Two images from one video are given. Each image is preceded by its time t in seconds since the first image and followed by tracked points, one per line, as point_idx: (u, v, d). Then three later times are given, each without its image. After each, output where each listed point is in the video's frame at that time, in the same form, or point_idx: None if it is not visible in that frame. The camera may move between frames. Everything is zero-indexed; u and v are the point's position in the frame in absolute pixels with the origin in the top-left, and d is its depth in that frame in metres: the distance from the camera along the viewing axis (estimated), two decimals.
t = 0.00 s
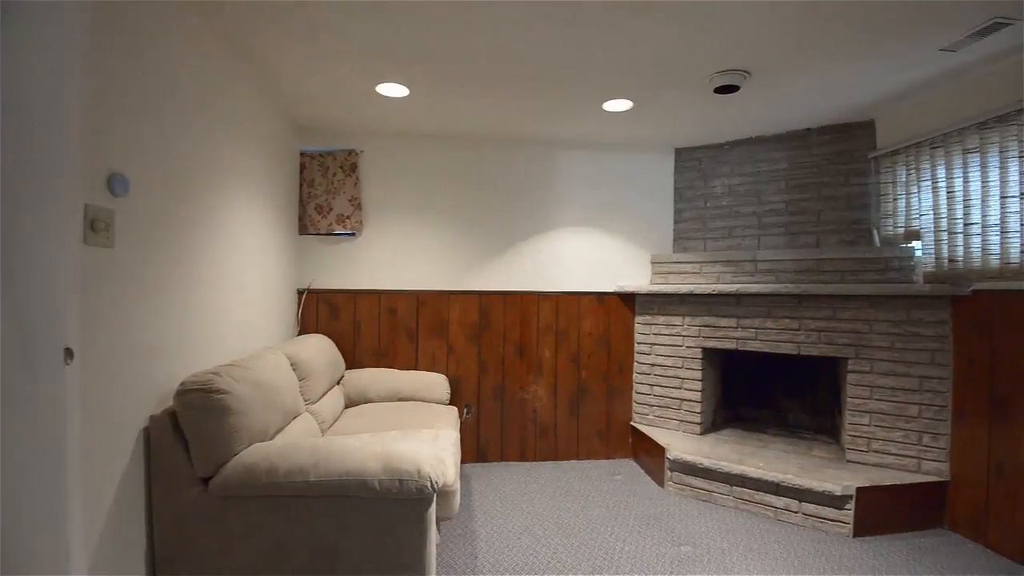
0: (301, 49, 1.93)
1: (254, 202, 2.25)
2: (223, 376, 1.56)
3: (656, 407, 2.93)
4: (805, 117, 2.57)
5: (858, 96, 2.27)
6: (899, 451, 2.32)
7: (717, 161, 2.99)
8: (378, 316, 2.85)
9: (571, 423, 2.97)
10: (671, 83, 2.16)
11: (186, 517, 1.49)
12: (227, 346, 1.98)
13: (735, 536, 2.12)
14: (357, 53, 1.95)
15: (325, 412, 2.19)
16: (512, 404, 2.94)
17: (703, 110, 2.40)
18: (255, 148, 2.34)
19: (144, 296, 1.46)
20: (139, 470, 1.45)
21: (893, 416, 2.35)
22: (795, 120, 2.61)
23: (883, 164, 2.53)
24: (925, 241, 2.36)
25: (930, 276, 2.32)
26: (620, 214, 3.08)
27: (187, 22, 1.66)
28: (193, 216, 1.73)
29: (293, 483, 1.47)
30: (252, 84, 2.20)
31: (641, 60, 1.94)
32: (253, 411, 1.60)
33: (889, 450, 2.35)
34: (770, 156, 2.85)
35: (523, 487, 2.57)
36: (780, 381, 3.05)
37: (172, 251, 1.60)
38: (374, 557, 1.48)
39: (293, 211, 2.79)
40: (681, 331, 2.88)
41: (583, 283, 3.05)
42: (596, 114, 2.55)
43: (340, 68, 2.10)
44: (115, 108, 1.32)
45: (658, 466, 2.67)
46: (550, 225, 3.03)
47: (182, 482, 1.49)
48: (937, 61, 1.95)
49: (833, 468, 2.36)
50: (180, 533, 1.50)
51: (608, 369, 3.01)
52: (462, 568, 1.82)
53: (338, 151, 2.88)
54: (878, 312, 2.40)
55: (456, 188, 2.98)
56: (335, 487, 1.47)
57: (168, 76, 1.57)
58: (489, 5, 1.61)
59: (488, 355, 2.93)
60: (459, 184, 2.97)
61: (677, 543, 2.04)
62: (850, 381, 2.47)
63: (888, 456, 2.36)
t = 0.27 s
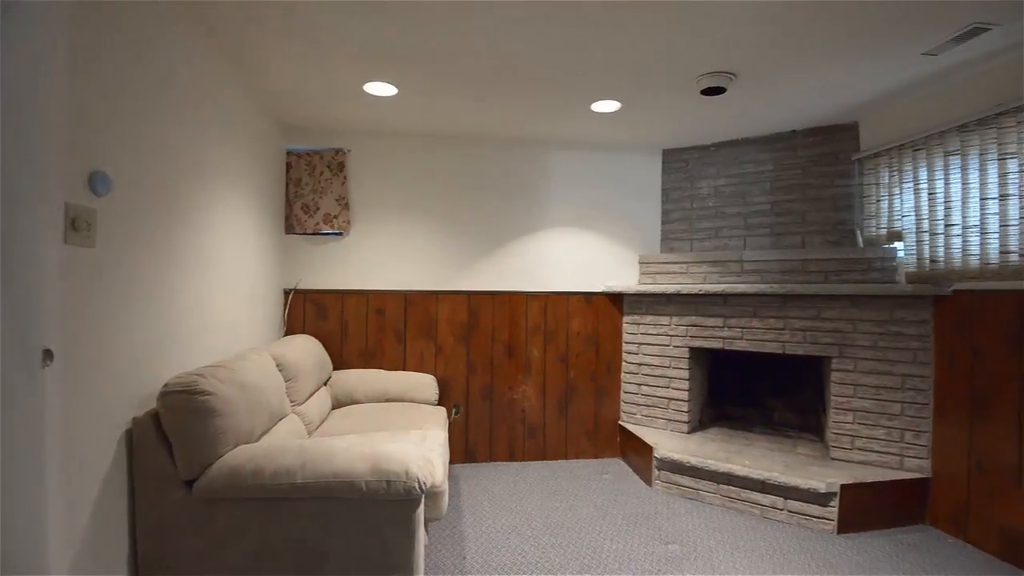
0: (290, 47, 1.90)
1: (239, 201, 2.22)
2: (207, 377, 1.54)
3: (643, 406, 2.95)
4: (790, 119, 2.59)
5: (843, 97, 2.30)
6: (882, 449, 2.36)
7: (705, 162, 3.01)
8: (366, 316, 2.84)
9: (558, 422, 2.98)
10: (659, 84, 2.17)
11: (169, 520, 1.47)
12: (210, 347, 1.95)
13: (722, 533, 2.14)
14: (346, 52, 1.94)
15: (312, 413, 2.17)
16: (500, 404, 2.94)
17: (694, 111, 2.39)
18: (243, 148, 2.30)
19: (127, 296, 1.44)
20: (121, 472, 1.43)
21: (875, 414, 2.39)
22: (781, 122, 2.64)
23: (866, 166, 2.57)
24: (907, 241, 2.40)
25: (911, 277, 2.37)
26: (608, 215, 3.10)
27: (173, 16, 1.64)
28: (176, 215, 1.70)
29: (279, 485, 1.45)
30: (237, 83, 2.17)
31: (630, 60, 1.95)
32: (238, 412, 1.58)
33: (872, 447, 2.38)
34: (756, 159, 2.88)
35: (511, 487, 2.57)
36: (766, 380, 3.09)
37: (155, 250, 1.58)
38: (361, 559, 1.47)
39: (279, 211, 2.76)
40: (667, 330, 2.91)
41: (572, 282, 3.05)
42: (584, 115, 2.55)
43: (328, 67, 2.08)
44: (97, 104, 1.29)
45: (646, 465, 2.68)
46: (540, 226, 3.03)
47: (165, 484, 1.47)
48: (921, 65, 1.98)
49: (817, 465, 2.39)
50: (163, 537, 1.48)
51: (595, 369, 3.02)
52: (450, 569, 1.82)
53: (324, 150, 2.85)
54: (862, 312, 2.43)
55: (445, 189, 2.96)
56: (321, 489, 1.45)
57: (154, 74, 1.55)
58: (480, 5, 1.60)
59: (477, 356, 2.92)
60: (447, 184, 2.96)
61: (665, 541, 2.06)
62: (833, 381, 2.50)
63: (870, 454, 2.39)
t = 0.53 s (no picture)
0: (279, 44, 1.88)
1: (225, 200, 2.20)
2: (192, 378, 1.52)
3: (632, 405, 2.96)
4: (778, 121, 2.62)
5: (830, 99, 2.32)
6: (866, 447, 2.39)
7: (694, 163, 3.03)
8: (354, 316, 2.82)
9: (548, 422, 2.99)
10: (648, 85, 2.18)
11: (154, 523, 1.45)
12: (197, 349, 1.93)
13: (711, 531, 2.16)
14: (334, 51, 1.93)
15: (300, 413, 2.15)
16: (490, 404, 2.94)
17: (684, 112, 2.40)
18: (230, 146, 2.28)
19: (111, 296, 1.42)
20: (104, 475, 1.41)
21: (860, 412, 2.42)
22: (769, 123, 2.66)
23: (851, 167, 2.61)
24: (892, 242, 2.43)
25: (895, 277, 2.41)
26: (597, 215, 3.11)
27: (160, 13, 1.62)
28: (161, 214, 1.68)
29: (265, 487, 1.44)
30: (224, 82, 2.15)
31: (620, 61, 1.95)
32: (225, 413, 1.56)
33: (857, 445, 2.41)
34: (744, 161, 2.90)
35: (501, 487, 2.57)
36: (753, 380, 3.12)
37: (141, 250, 1.56)
38: (349, 559, 1.46)
39: (267, 211, 2.73)
40: (656, 330, 2.92)
41: (561, 282, 3.05)
42: (574, 115, 2.56)
43: (316, 66, 2.07)
44: (80, 101, 1.28)
45: (635, 464, 2.69)
46: (530, 226, 3.03)
47: (150, 486, 1.45)
48: (906, 67, 2.01)
49: (803, 463, 2.42)
50: (148, 540, 1.46)
51: (584, 368, 3.03)
52: (439, 570, 1.81)
53: (313, 149, 2.83)
54: (848, 311, 2.46)
55: (435, 189, 2.95)
56: (308, 490, 1.44)
57: (139, 70, 1.53)
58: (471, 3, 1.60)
59: (467, 356, 2.92)
60: (437, 183, 2.96)
61: (654, 540, 2.07)
62: (819, 379, 2.53)
63: (855, 452, 2.42)
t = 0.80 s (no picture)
0: (266, 42, 1.87)
1: (211, 199, 2.17)
2: (178, 379, 1.50)
3: (621, 404, 2.97)
4: (765, 122, 2.64)
5: (816, 100, 2.35)
6: (851, 444, 2.42)
7: (682, 164, 3.05)
8: (343, 317, 2.81)
9: (537, 421, 3.00)
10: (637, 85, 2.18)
11: (138, 526, 1.43)
12: (182, 350, 1.91)
13: (699, 529, 2.17)
14: (322, 50, 1.91)
15: (287, 415, 2.14)
16: (479, 404, 2.94)
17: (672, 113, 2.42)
18: (219, 145, 2.25)
19: (95, 297, 1.40)
20: (87, 477, 1.38)
21: (845, 410, 2.45)
22: (756, 124, 2.68)
23: (836, 169, 2.64)
24: (876, 242, 2.47)
25: (880, 277, 2.44)
26: (587, 215, 3.12)
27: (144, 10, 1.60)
28: (145, 214, 1.65)
29: (252, 489, 1.42)
30: (210, 81, 2.13)
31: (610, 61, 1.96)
32: (211, 415, 1.55)
33: (843, 443, 2.44)
34: (731, 161, 2.93)
35: (490, 488, 2.56)
36: (741, 378, 3.15)
37: (125, 250, 1.54)
38: (337, 561, 1.45)
39: (254, 210, 2.71)
40: (645, 330, 2.94)
41: (551, 282, 3.06)
42: (564, 115, 2.56)
43: (304, 65, 2.05)
44: (63, 98, 1.25)
45: (624, 463, 2.70)
46: (520, 226, 3.03)
47: (134, 489, 1.43)
48: (891, 70, 2.04)
49: (790, 460, 2.44)
50: (132, 544, 1.43)
51: (574, 368, 3.04)
52: (429, 570, 1.81)
53: (300, 148, 2.81)
54: (833, 311, 2.49)
55: (424, 188, 2.94)
56: (296, 492, 1.43)
57: (123, 67, 1.51)
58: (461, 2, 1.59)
59: (456, 356, 2.91)
60: (427, 183, 2.95)
61: (643, 538, 2.08)
62: (806, 378, 2.56)
63: (840, 449, 2.45)
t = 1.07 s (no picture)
0: (253, 40, 1.85)
1: (196, 198, 2.14)
2: (162, 380, 1.48)
3: (610, 404, 2.99)
4: (752, 124, 2.67)
5: (803, 102, 2.38)
6: (836, 442, 2.46)
7: (671, 164, 3.07)
8: (330, 317, 2.78)
9: (527, 421, 3.00)
10: (626, 86, 2.19)
11: (121, 530, 1.41)
12: (166, 351, 1.88)
13: (687, 527, 2.19)
14: (309, 49, 1.90)
15: (274, 416, 2.12)
16: (468, 405, 2.93)
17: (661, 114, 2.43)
18: (204, 143, 2.22)
19: (76, 296, 1.37)
20: (68, 480, 1.36)
21: (830, 408, 2.48)
22: (743, 126, 2.71)
23: (822, 170, 2.67)
24: (860, 243, 2.51)
25: (864, 277, 2.48)
26: (576, 215, 3.13)
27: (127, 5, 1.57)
28: (128, 213, 1.63)
29: (238, 491, 1.41)
30: (196, 79, 2.11)
31: (599, 61, 1.96)
32: (196, 417, 1.53)
33: (828, 441, 2.48)
34: (719, 162, 2.95)
35: (479, 488, 2.56)
36: (729, 377, 3.18)
37: (107, 249, 1.51)
38: (325, 563, 1.44)
39: (240, 209, 2.68)
40: (633, 329, 2.95)
41: (540, 282, 3.06)
42: (553, 115, 2.57)
43: (291, 63, 2.03)
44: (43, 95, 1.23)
45: (613, 462, 2.71)
46: (508, 226, 3.03)
47: (117, 492, 1.40)
48: (875, 72, 2.07)
49: (775, 458, 2.47)
50: (115, 548, 1.41)
51: (563, 367, 3.05)
52: (417, 571, 1.80)
53: (287, 146, 2.78)
54: (818, 310, 2.52)
55: (412, 188, 2.93)
56: (283, 494, 1.41)
57: (104, 64, 1.48)
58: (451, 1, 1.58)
59: (445, 357, 2.90)
60: (416, 183, 2.93)
61: (631, 537, 2.09)
62: (791, 377, 2.59)
63: (825, 447, 2.49)
